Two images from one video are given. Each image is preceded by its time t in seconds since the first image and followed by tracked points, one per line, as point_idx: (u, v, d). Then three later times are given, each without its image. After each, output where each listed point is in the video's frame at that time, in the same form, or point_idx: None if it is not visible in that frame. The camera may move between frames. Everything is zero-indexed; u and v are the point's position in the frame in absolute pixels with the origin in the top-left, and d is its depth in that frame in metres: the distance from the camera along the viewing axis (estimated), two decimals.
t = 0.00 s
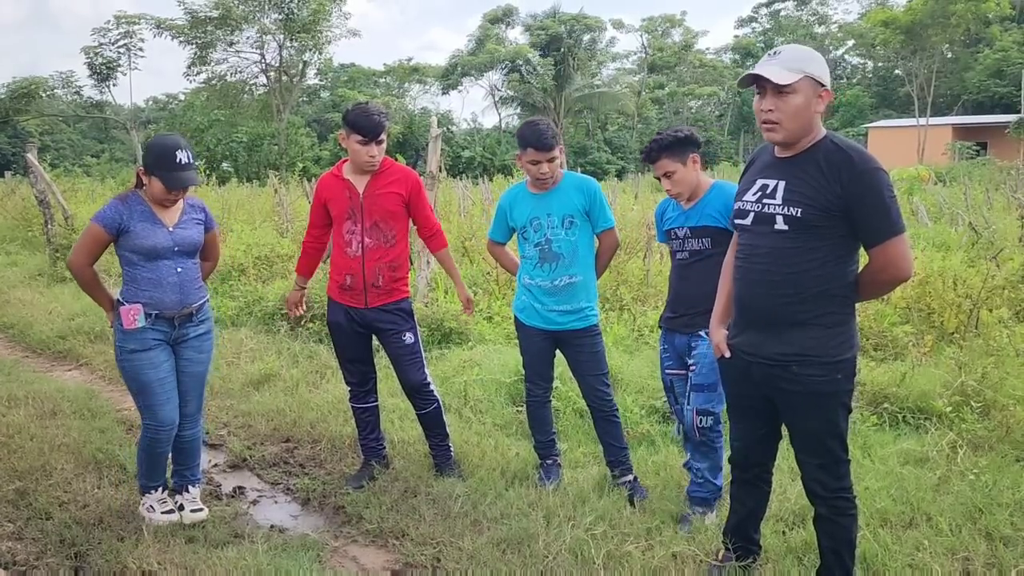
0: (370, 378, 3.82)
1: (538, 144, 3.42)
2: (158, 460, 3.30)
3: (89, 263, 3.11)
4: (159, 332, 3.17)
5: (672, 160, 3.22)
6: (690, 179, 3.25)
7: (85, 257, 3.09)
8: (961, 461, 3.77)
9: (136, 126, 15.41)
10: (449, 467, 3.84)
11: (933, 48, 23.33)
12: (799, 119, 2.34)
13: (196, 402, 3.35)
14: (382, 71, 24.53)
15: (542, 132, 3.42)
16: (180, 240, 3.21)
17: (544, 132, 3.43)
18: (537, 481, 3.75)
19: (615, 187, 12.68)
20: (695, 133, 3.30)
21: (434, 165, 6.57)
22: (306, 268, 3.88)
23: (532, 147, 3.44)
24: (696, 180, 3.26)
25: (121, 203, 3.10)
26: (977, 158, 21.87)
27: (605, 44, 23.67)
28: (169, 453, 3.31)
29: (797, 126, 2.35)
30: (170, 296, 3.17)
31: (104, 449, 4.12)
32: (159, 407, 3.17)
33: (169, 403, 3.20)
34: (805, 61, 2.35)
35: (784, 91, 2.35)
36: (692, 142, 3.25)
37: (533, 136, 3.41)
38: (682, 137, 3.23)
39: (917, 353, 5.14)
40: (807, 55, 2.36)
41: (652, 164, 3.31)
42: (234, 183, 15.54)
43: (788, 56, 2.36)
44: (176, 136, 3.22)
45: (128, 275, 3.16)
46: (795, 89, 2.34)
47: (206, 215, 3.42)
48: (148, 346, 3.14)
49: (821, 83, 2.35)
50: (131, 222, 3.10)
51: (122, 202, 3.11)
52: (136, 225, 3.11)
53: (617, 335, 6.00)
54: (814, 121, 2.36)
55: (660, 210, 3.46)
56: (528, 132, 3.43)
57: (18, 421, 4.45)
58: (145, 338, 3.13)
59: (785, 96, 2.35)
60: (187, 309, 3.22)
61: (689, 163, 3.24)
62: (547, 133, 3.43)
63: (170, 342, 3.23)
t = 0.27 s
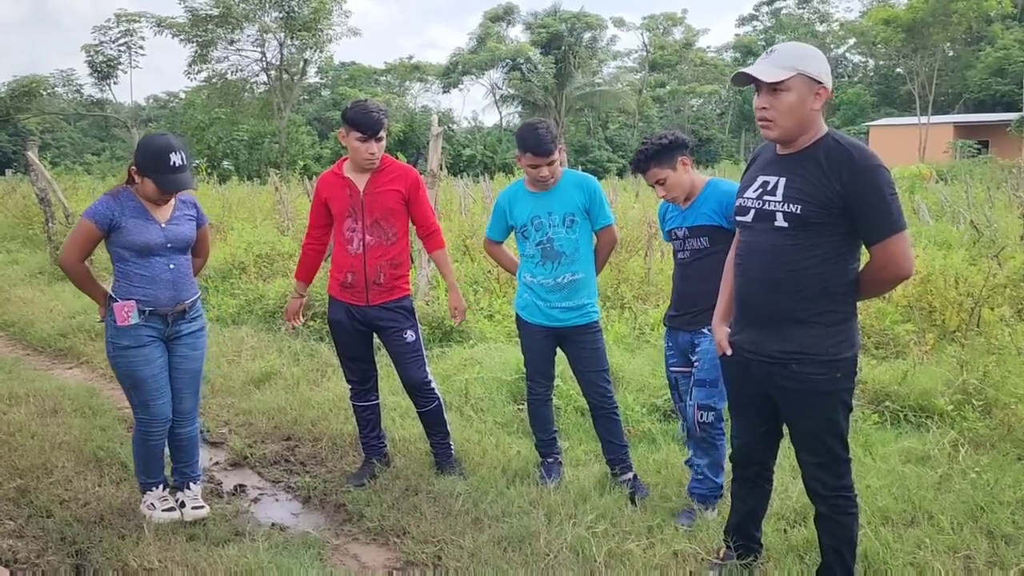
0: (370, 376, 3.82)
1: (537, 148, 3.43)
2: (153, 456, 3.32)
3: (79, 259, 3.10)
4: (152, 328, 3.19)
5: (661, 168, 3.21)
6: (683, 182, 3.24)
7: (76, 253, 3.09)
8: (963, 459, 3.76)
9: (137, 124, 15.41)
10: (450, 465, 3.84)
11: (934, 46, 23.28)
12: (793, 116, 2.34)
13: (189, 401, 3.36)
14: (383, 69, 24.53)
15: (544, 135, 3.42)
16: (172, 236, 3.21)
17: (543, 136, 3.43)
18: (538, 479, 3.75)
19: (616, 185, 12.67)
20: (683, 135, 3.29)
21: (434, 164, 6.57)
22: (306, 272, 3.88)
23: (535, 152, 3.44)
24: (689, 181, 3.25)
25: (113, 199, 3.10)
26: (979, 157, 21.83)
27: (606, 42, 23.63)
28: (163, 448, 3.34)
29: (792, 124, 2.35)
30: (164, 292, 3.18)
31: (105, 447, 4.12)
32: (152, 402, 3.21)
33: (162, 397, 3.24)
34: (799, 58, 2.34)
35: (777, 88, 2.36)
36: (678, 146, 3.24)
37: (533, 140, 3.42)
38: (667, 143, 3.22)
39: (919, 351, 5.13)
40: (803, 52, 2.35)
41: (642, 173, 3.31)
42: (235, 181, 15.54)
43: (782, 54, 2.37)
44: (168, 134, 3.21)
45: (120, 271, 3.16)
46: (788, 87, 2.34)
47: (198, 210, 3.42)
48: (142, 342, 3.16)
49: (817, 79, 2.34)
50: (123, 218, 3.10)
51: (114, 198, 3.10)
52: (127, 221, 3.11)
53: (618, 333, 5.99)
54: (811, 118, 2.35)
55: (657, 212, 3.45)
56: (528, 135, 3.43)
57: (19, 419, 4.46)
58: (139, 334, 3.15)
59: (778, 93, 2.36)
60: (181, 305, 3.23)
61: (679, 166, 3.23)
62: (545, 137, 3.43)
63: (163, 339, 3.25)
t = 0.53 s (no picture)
0: (371, 374, 3.82)
1: (529, 163, 3.42)
2: (150, 452, 3.33)
3: (72, 257, 3.10)
4: (149, 326, 3.19)
5: (658, 171, 3.20)
6: (682, 182, 3.22)
7: (69, 251, 3.08)
8: (964, 457, 3.76)
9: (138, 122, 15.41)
10: (451, 463, 3.84)
11: (936, 43, 23.24)
12: (788, 113, 2.36)
13: (197, 396, 3.36)
14: (384, 67, 24.54)
15: (541, 149, 3.43)
16: (165, 232, 3.21)
17: (537, 151, 3.43)
18: (539, 477, 3.75)
19: (617, 183, 12.67)
20: (681, 136, 3.26)
21: (434, 162, 6.55)
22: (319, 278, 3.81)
23: (526, 171, 3.43)
24: (688, 181, 3.23)
25: (104, 197, 3.10)
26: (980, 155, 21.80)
27: (607, 40, 23.58)
28: (160, 444, 3.34)
29: (788, 121, 2.37)
30: (161, 289, 3.18)
31: (106, 445, 4.12)
32: (148, 399, 3.23)
33: (158, 394, 3.25)
34: (794, 55, 2.36)
35: (773, 86, 2.38)
36: (676, 147, 3.23)
37: (524, 157, 3.42)
38: (663, 144, 3.21)
39: (920, 350, 5.12)
40: (798, 49, 2.37)
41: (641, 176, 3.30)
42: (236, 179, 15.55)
43: (776, 52, 2.40)
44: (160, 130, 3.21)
45: (114, 269, 3.16)
46: (783, 84, 2.36)
47: (190, 207, 3.43)
48: (139, 340, 3.17)
49: (812, 76, 2.35)
50: (115, 216, 3.10)
51: (105, 195, 3.11)
52: (120, 219, 3.11)
53: (619, 331, 5.99)
54: (807, 115, 2.36)
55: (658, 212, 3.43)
56: (522, 153, 3.42)
57: (20, 417, 4.46)
58: (136, 332, 3.15)
59: (774, 90, 2.38)
60: (177, 301, 3.24)
61: (676, 167, 3.21)
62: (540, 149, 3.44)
63: (160, 336, 3.25)
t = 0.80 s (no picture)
0: (371, 371, 3.82)
1: (527, 162, 3.43)
2: (150, 449, 3.34)
3: (69, 255, 3.09)
4: (149, 324, 3.19)
5: (660, 168, 3.19)
6: (683, 179, 3.21)
7: (66, 249, 3.08)
8: (966, 455, 3.76)
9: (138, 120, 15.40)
10: (452, 460, 3.85)
11: (938, 41, 23.17)
12: (787, 109, 2.36)
13: (202, 391, 3.37)
14: (385, 65, 24.53)
15: (545, 150, 3.44)
16: (163, 229, 3.21)
17: (540, 151, 3.43)
18: (540, 474, 3.75)
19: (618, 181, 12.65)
20: (685, 134, 3.26)
21: (435, 159, 6.54)
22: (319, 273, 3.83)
23: (530, 171, 3.43)
24: (689, 179, 3.22)
25: (102, 195, 3.10)
26: (982, 153, 21.75)
27: (608, 38, 23.53)
28: (159, 441, 3.35)
29: (787, 117, 2.37)
30: (159, 287, 3.18)
31: (107, 442, 4.12)
32: (144, 396, 3.23)
33: (156, 391, 3.26)
34: (793, 51, 2.37)
35: (772, 82, 2.38)
36: (679, 144, 3.23)
37: (524, 155, 3.43)
38: (666, 141, 3.20)
39: (922, 347, 5.11)
40: (798, 46, 2.37)
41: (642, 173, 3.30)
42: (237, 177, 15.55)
43: (776, 49, 2.40)
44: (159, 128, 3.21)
45: (112, 267, 3.16)
46: (781, 80, 2.37)
47: (188, 205, 3.43)
48: (138, 338, 3.16)
49: (811, 72, 2.34)
50: (113, 214, 3.10)
51: (102, 193, 3.10)
52: (118, 216, 3.11)
53: (620, 329, 5.99)
54: (807, 112, 2.35)
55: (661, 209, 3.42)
56: (523, 152, 3.44)
57: (22, 414, 4.46)
58: (135, 330, 3.15)
59: (773, 86, 2.39)
60: (176, 299, 3.24)
61: (678, 165, 3.21)
62: (543, 151, 3.43)
63: (159, 333, 3.25)
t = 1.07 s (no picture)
0: (373, 370, 3.82)
1: (527, 165, 3.43)
2: (151, 449, 3.34)
3: (71, 255, 3.09)
4: (149, 324, 3.19)
5: (667, 168, 3.18)
6: (689, 180, 3.20)
7: (69, 249, 3.07)
8: (967, 454, 3.76)
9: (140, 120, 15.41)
10: (454, 459, 3.85)
11: (939, 40, 23.15)
12: (793, 107, 2.36)
13: (201, 393, 3.41)
14: (386, 64, 24.53)
15: (548, 154, 3.42)
16: (166, 231, 3.22)
17: (544, 154, 3.42)
18: (542, 473, 3.75)
19: (619, 180, 12.66)
20: (691, 134, 3.24)
21: (436, 159, 6.54)
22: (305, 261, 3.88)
23: (531, 174, 3.43)
24: (696, 180, 3.21)
25: (106, 195, 3.09)
26: (984, 152, 21.74)
27: (609, 37, 23.53)
28: (160, 440, 3.36)
29: (793, 116, 2.36)
30: (160, 288, 3.19)
31: (109, 441, 4.13)
32: (145, 395, 3.23)
33: (157, 390, 3.26)
34: (800, 48, 2.36)
35: (779, 80, 2.38)
36: (687, 145, 3.21)
37: (524, 159, 3.42)
38: (675, 142, 3.18)
39: (923, 346, 5.11)
40: (806, 43, 2.36)
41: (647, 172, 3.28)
42: (238, 176, 15.56)
43: (784, 46, 2.40)
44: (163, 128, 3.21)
45: (114, 267, 3.16)
46: (788, 77, 2.36)
47: (189, 205, 3.43)
48: (139, 338, 3.17)
49: (819, 70, 2.33)
50: (117, 214, 3.10)
51: (106, 193, 3.09)
52: (121, 217, 3.10)
53: (622, 328, 5.99)
54: (814, 110, 2.34)
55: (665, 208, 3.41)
56: (526, 153, 3.43)
57: (23, 413, 4.47)
58: (136, 330, 3.15)
59: (780, 84, 2.38)
60: (177, 300, 3.25)
61: (685, 165, 3.19)
62: (547, 154, 3.42)
63: (160, 333, 3.25)
